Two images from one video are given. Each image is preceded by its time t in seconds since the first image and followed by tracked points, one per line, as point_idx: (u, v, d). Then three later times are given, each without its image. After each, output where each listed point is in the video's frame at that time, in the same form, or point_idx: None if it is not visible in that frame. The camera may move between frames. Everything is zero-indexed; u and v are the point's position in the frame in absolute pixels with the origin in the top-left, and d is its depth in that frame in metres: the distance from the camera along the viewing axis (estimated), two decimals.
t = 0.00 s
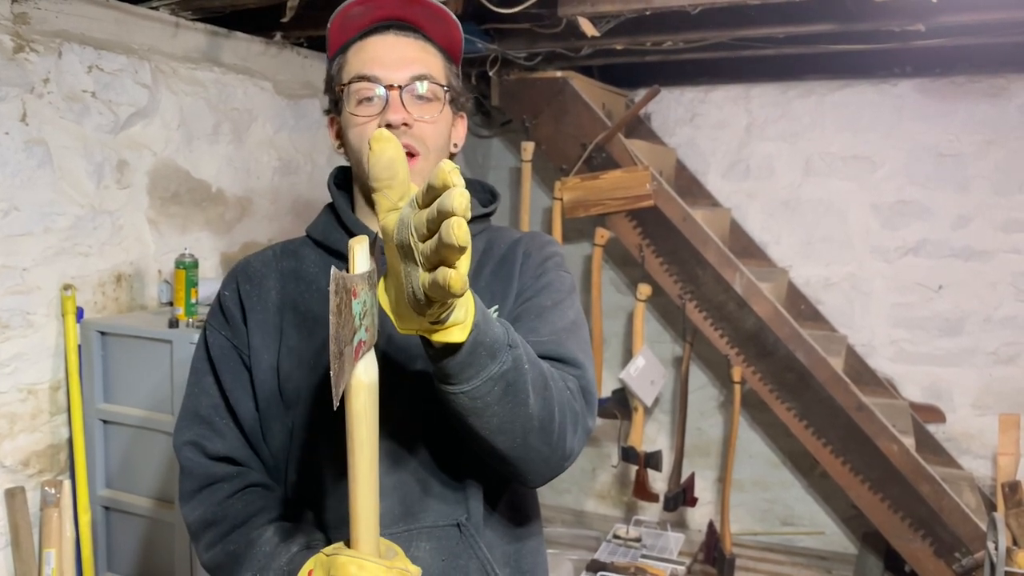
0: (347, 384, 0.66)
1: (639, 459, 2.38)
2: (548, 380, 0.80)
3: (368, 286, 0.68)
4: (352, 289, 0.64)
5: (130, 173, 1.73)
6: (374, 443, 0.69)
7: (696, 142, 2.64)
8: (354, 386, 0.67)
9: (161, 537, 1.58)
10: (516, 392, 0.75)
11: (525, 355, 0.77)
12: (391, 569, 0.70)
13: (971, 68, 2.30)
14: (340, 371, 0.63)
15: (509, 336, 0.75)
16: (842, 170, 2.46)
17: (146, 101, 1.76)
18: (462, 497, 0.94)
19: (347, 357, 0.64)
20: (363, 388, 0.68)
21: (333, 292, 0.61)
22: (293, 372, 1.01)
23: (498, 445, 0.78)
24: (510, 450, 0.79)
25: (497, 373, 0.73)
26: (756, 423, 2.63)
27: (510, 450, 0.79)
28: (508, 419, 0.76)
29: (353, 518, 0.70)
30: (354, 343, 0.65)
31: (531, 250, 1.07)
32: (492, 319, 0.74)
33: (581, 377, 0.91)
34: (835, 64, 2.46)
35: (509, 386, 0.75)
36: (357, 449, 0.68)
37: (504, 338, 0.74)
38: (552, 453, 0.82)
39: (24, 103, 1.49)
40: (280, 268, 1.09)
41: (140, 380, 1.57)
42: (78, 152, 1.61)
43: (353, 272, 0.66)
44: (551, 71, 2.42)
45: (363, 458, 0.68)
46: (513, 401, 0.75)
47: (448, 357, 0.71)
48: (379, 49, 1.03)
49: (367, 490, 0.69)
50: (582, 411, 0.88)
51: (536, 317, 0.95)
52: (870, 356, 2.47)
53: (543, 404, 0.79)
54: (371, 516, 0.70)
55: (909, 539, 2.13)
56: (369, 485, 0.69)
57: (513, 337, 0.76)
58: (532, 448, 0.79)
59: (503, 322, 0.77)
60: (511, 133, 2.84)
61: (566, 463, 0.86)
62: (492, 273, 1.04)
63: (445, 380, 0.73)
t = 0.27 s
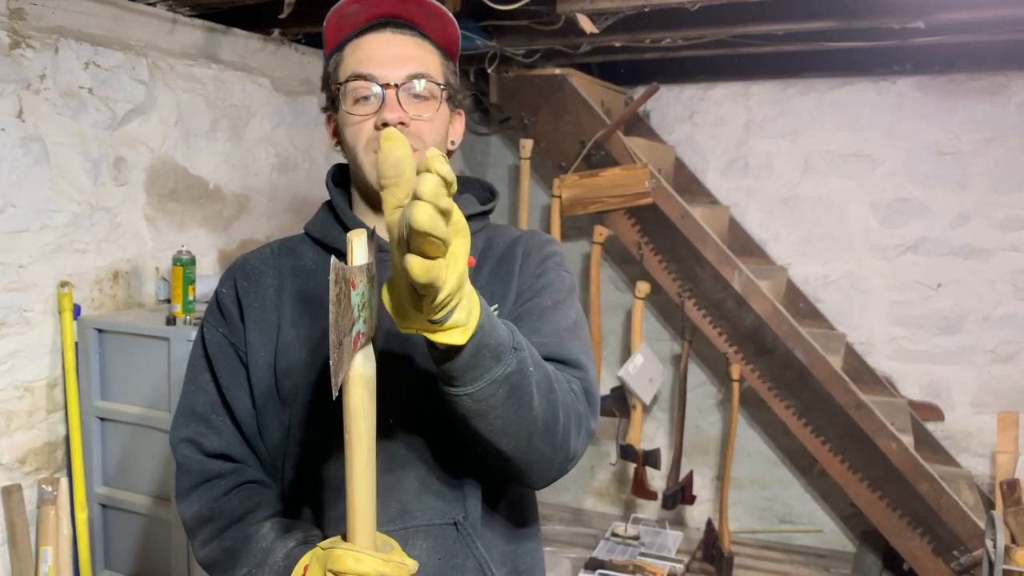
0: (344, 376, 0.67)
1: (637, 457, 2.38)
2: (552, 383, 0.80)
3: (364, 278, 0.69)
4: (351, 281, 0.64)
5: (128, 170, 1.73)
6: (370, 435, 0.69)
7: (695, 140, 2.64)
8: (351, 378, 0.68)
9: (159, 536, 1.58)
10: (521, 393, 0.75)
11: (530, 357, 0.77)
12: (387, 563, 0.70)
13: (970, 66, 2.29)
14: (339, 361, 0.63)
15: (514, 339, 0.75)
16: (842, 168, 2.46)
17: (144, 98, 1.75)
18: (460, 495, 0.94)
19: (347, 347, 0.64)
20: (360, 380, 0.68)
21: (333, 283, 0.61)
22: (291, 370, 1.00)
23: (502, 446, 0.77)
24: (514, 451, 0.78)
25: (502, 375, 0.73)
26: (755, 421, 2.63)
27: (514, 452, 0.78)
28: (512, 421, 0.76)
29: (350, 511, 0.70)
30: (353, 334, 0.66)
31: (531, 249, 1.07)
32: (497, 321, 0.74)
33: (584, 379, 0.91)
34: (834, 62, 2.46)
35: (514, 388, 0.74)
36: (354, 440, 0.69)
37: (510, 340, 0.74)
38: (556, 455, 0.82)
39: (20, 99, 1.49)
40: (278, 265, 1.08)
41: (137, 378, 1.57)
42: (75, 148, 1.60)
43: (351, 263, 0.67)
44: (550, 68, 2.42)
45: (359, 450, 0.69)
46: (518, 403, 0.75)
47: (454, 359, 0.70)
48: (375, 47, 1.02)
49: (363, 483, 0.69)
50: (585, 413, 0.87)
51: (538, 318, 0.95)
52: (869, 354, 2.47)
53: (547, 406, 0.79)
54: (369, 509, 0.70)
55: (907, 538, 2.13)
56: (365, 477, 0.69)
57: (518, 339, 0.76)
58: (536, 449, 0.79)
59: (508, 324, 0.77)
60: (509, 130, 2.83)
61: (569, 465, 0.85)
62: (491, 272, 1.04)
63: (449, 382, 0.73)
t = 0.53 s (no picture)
0: (338, 363, 0.67)
1: (635, 455, 2.38)
2: (560, 407, 0.82)
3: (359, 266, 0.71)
4: (344, 267, 0.66)
5: (125, 167, 1.72)
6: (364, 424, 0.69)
7: (693, 138, 2.63)
8: (345, 366, 0.68)
9: (156, 534, 1.58)
10: (530, 420, 0.77)
11: (535, 387, 0.80)
12: (380, 554, 0.70)
13: (969, 64, 2.29)
14: (332, 348, 0.64)
15: (519, 370, 0.77)
16: (840, 166, 2.46)
17: (140, 95, 1.74)
18: (455, 491, 0.94)
19: (339, 333, 0.65)
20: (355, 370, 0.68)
21: (327, 267, 0.63)
22: (285, 365, 1.00)
23: (515, 473, 0.80)
24: (528, 476, 0.80)
25: (510, 408, 0.75)
26: (753, 419, 2.63)
27: (527, 478, 0.80)
28: (522, 448, 0.78)
29: (343, 500, 0.70)
30: (347, 321, 0.67)
31: (534, 248, 1.06)
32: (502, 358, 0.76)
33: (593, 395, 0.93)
34: (833, 59, 2.45)
35: (523, 417, 0.77)
36: (347, 430, 0.69)
37: (514, 372, 0.76)
38: (567, 473, 0.83)
39: (16, 96, 1.48)
40: (271, 260, 1.07)
41: (133, 375, 1.57)
42: (72, 145, 1.60)
43: (346, 250, 0.69)
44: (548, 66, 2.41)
45: (352, 440, 0.69)
46: (527, 432, 0.77)
47: (464, 394, 0.72)
48: (367, 44, 1.02)
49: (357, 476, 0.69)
50: (595, 429, 0.89)
51: (552, 330, 0.96)
52: (867, 352, 2.47)
53: (555, 429, 0.81)
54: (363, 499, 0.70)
55: (905, 535, 2.13)
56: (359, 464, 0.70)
57: (524, 371, 0.78)
58: (548, 473, 0.81)
59: (513, 358, 0.79)
60: (508, 127, 2.83)
61: (583, 482, 0.87)
62: (494, 272, 1.03)
63: (459, 416, 0.75)
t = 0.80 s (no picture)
0: (342, 362, 0.66)
1: (634, 454, 2.38)
2: (561, 372, 0.82)
3: (363, 264, 0.70)
4: (350, 267, 0.66)
5: (123, 167, 1.72)
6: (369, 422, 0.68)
7: (692, 137, 2.63)
8: (351, 365, 0.67)
9: (155, 534, 1.58)
10: (533, 379, 0.76)
11: (535, 348, 0.79)
12: (388, 550, 0.70)
13: (968, 63, 2.29)
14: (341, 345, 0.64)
15: (517, 331, 0.77)
16: (839, 165, 2.46)
17: (138, 94, 1.74)
18: (455, 489, 0.93)
19: (348, 330, 0.65)
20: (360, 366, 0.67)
21: (337, 269, 0.63)
22: (281, 363, 1.00)
23: (516, 439, 0.78)
24: (528, 444, 0.78)
25: (512, 364, 0.74)
26: (752, 418, 2.63)
27: (528, 445, 0.78)
28: (525, 409, 0.76)
29: (349, 500, 0.69)
30: (353, 321, 0.67)
31: (527, 243, 1.06)
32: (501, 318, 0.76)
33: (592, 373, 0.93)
34: (832, 58, 2.45)
35: (526, 372, 0.76)
36: (352, 428, 0.68)
37: (514, 332, 0.76)
38: (570, 440, 0.81)
39: (14, 95, 1.48)
40: (266, 259, 1.07)
41: (130, 374, 1.57)
42: (69, 145, 1.59)
43: (349, 249, 0.68)
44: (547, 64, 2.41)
45: (358, 439, 0.68)
46: (530, 388, 0.76)
47: (462, 350, 0.71)
48: (367, 46, 1.01)
49: (364, 478, 0.69)
50: (597, 403, 0.88)
51: (544, 317, 0.95)
52: (866, 351, 2.46)
53: (558, 393, 0.80)
54: (368, 500, 0.70)
55: (904, 534, 2.13)
56: (365, 462, 0.69)
57: (524, 332, 0.78)
58: (550, 441, 0.79)
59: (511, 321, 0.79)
60: (507, 126, 2.83)
61: (584, 458, 0.85)
62: (487, 265, 1.02)
63: (457, 376, 0.73)
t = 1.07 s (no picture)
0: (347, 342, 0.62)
1: (634, 454, 2.38)
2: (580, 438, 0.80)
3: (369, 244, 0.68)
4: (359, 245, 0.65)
5: (121, 167, 1.72)
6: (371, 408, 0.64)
7: (691, 137, 2.63)
8: (354, 346, 0.62)
9: (155, 536, 1.57)
10: (558, 462, 0.75)
11: (554, 432, 0.76)
12: (384, 534, 0.64)
13: (967, 62, 2.29)
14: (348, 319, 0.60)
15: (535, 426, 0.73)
16: (838, 164, 2.46)
17: (137, 95, 1.74)
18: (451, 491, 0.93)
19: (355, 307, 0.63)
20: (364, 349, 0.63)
21: (349, 249, 0.64)
22: (276, 365, 1.00)
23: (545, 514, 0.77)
24: (556, 512, 0.78)
25: (538, 466, 0.72)
26: (752, 417, 2.63)
27: (556, 514, 0.79)
28: (553, 495, 0.75)
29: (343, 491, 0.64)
30: (358, 300, 0.64)
31: (530, 251, 1.04)
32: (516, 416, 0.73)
33: (608, 401, 0.89)
34: (831, 57, 2.45)
35: (551, 460, 0.74)
36: (354, 413, 0.63)
37: (532, 429, 0.72)
38: (594, 496, 0.81)
39: (12, 96, 1.48)
40: (261, 263, 1.07)
41: (129, 375, 1.56)
42: (69, 146, 1.59)
43: (355, 225, 0.66)
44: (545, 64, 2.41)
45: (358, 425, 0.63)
46: (557, 480, 0.75)
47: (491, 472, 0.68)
48: (354, 51, 1.01)
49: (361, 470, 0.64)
50: (615, 441, 0.87)
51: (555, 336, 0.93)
52: (865, 350, 2.46)
53: (581, 466, 0.78)
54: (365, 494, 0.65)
55: (904, 534, 2.13)
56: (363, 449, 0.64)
57: (542, 424, 0.75)
58: (577, 503, 0.79)
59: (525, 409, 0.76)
60: (505, 127, 2.83)
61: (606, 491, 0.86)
62: (481, 272, 1.03)
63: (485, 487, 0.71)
